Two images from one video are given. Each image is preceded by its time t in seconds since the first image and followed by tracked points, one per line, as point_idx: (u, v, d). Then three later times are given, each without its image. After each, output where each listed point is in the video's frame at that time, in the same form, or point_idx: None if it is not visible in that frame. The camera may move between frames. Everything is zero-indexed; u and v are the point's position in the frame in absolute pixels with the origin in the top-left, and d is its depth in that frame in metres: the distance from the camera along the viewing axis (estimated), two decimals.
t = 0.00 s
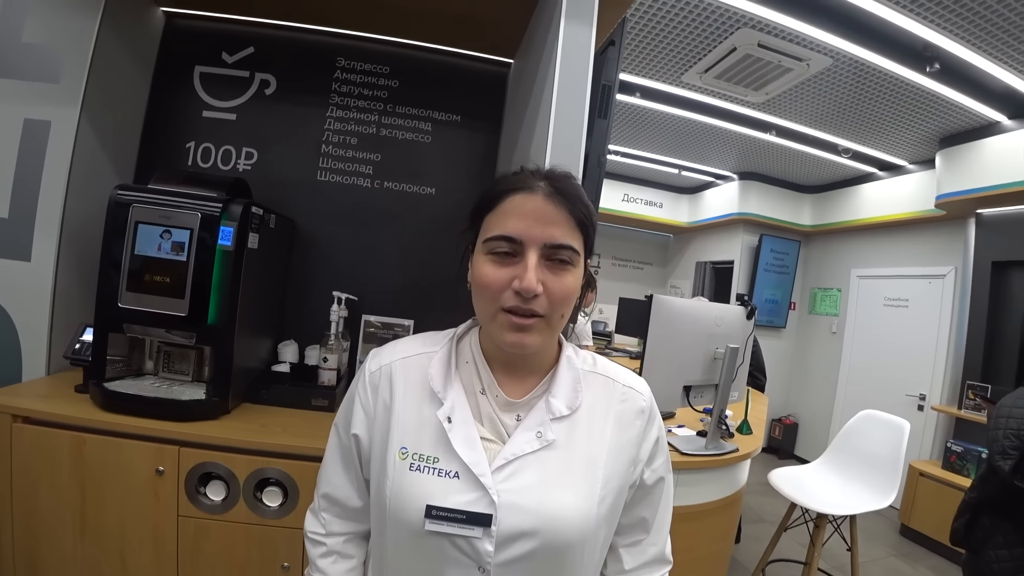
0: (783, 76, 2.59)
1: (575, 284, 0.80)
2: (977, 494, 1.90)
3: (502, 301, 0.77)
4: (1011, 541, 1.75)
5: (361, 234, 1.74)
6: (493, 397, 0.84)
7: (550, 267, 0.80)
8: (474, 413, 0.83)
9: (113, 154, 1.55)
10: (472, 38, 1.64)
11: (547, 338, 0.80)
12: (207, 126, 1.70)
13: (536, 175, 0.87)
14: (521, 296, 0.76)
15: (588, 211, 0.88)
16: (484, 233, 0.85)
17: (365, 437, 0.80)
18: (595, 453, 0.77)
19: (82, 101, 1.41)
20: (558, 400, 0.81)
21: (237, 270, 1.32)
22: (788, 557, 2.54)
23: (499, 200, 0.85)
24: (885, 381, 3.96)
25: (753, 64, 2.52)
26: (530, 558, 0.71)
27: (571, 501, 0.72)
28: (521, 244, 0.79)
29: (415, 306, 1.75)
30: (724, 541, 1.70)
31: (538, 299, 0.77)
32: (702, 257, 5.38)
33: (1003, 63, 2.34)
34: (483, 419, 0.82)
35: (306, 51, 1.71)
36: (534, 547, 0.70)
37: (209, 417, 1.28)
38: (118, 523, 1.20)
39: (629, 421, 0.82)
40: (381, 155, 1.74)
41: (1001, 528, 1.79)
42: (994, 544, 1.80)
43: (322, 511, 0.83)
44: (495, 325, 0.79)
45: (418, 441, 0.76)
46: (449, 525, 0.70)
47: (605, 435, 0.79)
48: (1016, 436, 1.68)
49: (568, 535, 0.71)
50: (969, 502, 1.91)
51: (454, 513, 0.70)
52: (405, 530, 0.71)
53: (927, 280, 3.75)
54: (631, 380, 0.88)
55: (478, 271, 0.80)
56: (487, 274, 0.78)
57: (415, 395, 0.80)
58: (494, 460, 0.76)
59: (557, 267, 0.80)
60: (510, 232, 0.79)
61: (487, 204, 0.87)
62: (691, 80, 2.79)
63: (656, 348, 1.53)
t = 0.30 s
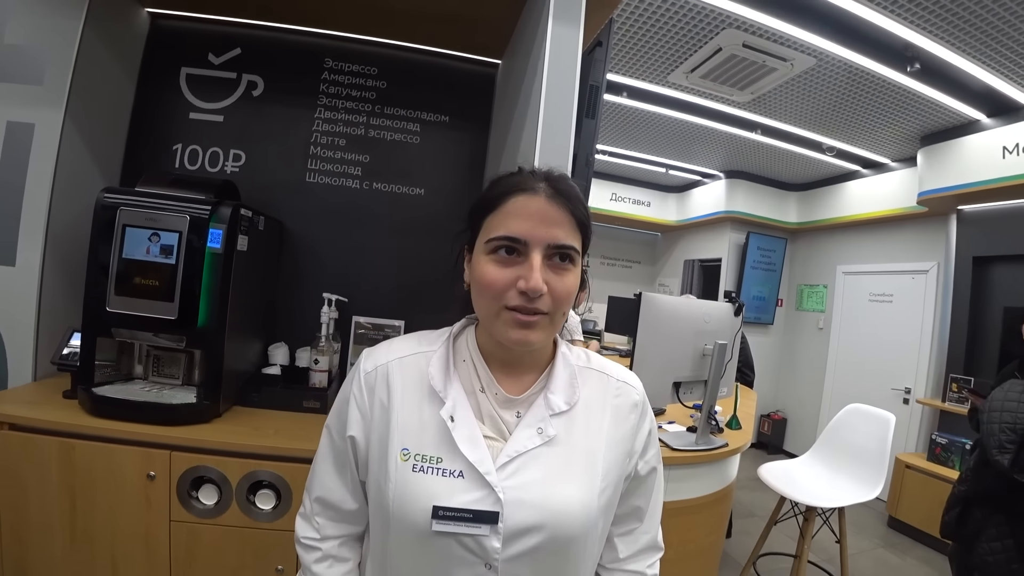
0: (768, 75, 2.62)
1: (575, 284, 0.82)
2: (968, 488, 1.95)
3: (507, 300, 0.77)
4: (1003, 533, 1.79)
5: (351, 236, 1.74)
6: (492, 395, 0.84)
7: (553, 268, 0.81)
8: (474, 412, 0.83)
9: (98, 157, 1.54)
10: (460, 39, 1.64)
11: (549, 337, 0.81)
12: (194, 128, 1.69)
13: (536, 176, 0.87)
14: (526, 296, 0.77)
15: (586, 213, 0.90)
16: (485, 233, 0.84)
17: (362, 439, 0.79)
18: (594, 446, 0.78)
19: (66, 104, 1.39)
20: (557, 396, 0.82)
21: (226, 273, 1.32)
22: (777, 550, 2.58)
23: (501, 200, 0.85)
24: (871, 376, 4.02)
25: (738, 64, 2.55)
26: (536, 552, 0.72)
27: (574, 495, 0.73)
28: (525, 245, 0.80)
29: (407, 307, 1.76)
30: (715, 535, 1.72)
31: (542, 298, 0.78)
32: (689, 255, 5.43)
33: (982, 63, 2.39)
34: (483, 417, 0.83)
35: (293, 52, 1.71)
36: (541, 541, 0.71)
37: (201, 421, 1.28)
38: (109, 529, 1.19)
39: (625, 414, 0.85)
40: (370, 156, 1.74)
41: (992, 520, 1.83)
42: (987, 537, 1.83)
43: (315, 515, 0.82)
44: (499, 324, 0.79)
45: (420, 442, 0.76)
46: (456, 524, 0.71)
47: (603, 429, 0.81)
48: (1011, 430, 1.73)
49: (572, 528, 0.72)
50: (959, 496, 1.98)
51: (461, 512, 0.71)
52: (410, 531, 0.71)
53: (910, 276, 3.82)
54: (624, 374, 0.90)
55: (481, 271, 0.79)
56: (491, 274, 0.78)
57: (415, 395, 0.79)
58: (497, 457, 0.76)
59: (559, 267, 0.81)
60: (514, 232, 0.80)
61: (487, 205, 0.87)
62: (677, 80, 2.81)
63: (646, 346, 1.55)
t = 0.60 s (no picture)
0: (760, 81, 2.64)
1: (575, 288, 0.82)
2: (961, 491, 1.96)
3: (507, 306, 0.77)
4: (998, 536, 1.80)
5: (344, 239, 1.73)
6: (488, 407, 0.83)
7: (552, 273, 0.81)
8: (469, 424, 0.82)
9: (89, 159, 1.52)
10: (454, 42, 1.64)
11: (549, 342, 0.80)
12: (185, 130, 1.68)
13: (533, 178, 0.87)
14: (527, 302, 0.76)
15: (584, 215, 0.90)
16: (481, 237, 0.84)
17: (355, 450, 0.79)
18: (591, 460, 0.78)
19: (56, 105, 1.38)
20: (554, 408, 0.81)
21: (217, 277, 1.31)
22: (770, 553, 2.58)
23: (498, 203, 0.85)
24: (862, 379, 4.05)
25: (730, 70, 2.57)
26: (530, 569, 0.71)
27: (570, 511, 0.73)
28: (524, 249, 0.80)
29: (400, 311, 1.75)
30: (708, 538, 1.72)
31: (543, 304, 0.77)
32: (682, 259, 5.46)
33: (969, 70, 2.42)
34: (478, 430, 0.81)
35: (286, 54, 1.70)
36: (535, 557, 0.71)
37: (191, 426, 1.26)
38: (97, 536, 1.18)
39: (621, 427, 0.84)
40: (363, 159, 1.74)
41: (986, 523, 1.85)
42: (982, 540, 1.84)
43: (309, 523, 0.81)
44: (497, 331, 0.77)
45: (413, 457, 0.75)
46: (449, 542, 0.70)
47: (600, 443, 0.80)
48: (1005, 433, 1.74)
49: (567, 544, 0.72)
50: (953, 499, 1.99)
51: (454, 530, 0.70)
52: (403, 548, 0.70)
53: (900, 280, 3.86)
54: (622, 385, 0.89)
55: (480, 276, 0.79)
56: (490, 280, 0.77)
57: (408, 409, 0.78)
58: (492, 473, 0.75)
59: (558, 271, 0.81)
60: (513, 236, 0.79)
61: (486, 207, 0.87)
62: (670, 85, 2.82)
63: (639, 350, 1.55)
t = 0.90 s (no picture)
0: (759, 86, 2.65)
1: (588, 301, 0.81)
2: (960, 496, 1.96)
3: (519, 320, 0.75)
4: (996, 541, 1.79)
5: (343, 242, 1.73)
6: (490, 440, 0.82)
7: (565, 284, 0.80)
8: (470, 457, 0.81)
9: (87, 159, 1.52)
10: (453, 45, 1.65)
11: (562, 358, 0.78)
12: (184, 132, 1.68)
13: (544, 186, 0.87)
14: (541, 315, 0.75)
15: (595, 224, 0.91)
16: (490, 245, 0.83)
17: (351, 478, 0.80)
18: (594, 497, 0.77)
19: (55, 105, 1.38)
20: (559, 442, 0.80)
21: (215, 278, 1.30)
22: (769, 559, 2.57)
23: (507, 212, 0.84)
24: (861, 383, 4.05)
25: (730, 74, 2.57)
26: None
27: (569, 552, 0.72)
28: (537, 259, 0.79)
29: (399, 314, 1.74)
30: (707, 543, 1.72)
31: (557, 317, 0.76)
32: (681, 263, 5.46)
33: (968, 75, 2.43)
34: (479, 464, 0.80)
35: (286, 57, 1.70)
36: None
37: (188, 428, 1.25)
38: (91, 542, 1.17)
39: (626, 461, 0.83)
40: (361, 162, 1.73)
41: (985, 527, 1.84)
42: (980, 545, 1.84)
43: (307, 538, 0.82)
44: (508, 347, 0.75)
45: (410, 494, 0.74)
46: None
47: (604, 479, 0.79)
48: (1003, 436, 1.74)
49: None
50: (952, 503, 1.98)
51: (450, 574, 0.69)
52: None
53: (898, 284, 3.86)
54: (634, 413, 0.88)
55: (490, 287, 0.77)
56: (502, 293, 0.76)
57: (406, 443, 0.77)
58: (491, 512, 0.75)
59: (571, 282, 0.81)
60: (526, 245, 0.78)
61: (492, 217, 0.86)
62: (669, 89, 2.83)
63: (638, 354, 1.55)
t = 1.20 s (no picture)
0: (758, 90, 2.66)
1: (584, 297, 0.81)
2: (957, 499, 1.95)
3: (515, 315, 0.75)
4: (992, 545, 1.79)
5: (342, 244, 1.73)
6: (490, 434, 0.82)
7: (560, 280, 0.80)
8: (471, 451, 0.81)
9: (86, 160, 1.52)
10: (453, 49, 1.65)
11: (559, 353, 0.78)
12: (184, 133, 1.68)
13: (538, 188, 0.88)
14: (536, 310, 0.75)
15: (590, 224, 0.91)
16: (487, 245, 0.83)
17: (353, 474, 0.79)
18: (593, 489, 0.77)
19: (55, 106, 1.38)
20: (558, 435, 0.80)
21: (213, 279, 1.30)
22: (766, 563, 2.57)
23: (502, 214, 0.85)
24: (859, 387, 4.05)
25: (729, 79, 2.58)
26: None
27: (571, 543, 0.72)
28: (532, 257, 0.79)
29: (397, 316, 1.75)
30: (704, 547, 1.71)
31: (553, 312, 0.76)
32: (680, 266, 5.46)
33: (966, 80, 2.44)
34: (479, 458, 0.80)
35: (286, 59, 1.71)
36: None
37: (185, 429, 1.25)
38: (86, 543, 1.16)
39: (625, 453, 0.83)
40: (361, 164, 1.74)
41: (981, 531, 1.84)
42: (976, 549, 1.84)
43: (306, 539, 0.82)
44: (505, 342, 0.76)
45: (413, 488, 0.73)
46: None
47: (603, 470, 0.79)
48: (998, 440, 1.74)
49: None
50: (950, 507, 1.98)
51: (454, 564, 0.69)
52: None
53: (897, 289, 3.87)
54: (630, 407, 0.88)
55: (486, 285, 0.77)
56: (497, 290, 0.76)
57: (408, 437, 0.77)
58: (493, 504, 0.74)
59: (566, 279, 0.81)
60: (521, 243, 0.79)
61: (488, 219, 0.87)
62: (668, 93, 2.84)
63: (635, 357, 1.55)
